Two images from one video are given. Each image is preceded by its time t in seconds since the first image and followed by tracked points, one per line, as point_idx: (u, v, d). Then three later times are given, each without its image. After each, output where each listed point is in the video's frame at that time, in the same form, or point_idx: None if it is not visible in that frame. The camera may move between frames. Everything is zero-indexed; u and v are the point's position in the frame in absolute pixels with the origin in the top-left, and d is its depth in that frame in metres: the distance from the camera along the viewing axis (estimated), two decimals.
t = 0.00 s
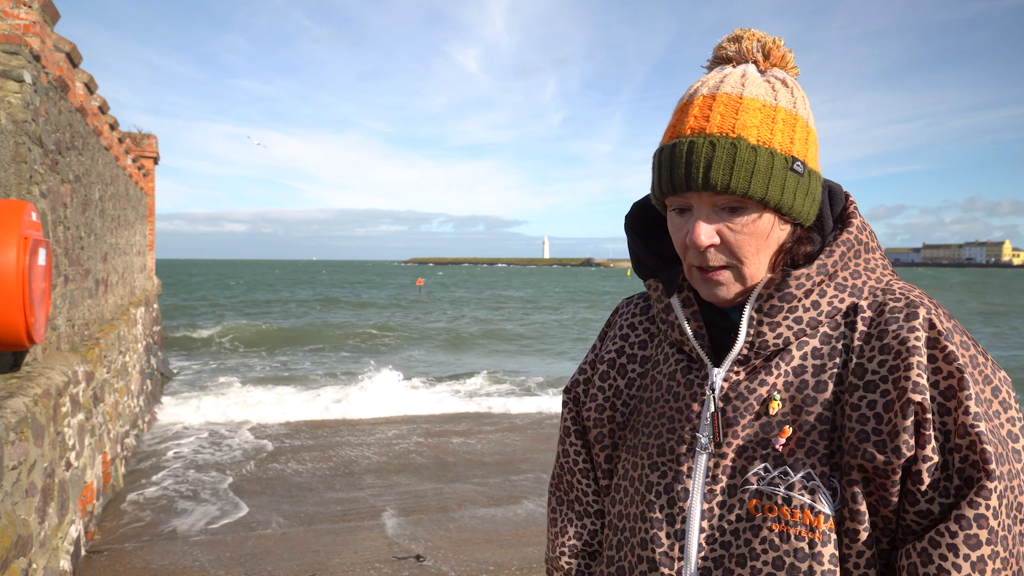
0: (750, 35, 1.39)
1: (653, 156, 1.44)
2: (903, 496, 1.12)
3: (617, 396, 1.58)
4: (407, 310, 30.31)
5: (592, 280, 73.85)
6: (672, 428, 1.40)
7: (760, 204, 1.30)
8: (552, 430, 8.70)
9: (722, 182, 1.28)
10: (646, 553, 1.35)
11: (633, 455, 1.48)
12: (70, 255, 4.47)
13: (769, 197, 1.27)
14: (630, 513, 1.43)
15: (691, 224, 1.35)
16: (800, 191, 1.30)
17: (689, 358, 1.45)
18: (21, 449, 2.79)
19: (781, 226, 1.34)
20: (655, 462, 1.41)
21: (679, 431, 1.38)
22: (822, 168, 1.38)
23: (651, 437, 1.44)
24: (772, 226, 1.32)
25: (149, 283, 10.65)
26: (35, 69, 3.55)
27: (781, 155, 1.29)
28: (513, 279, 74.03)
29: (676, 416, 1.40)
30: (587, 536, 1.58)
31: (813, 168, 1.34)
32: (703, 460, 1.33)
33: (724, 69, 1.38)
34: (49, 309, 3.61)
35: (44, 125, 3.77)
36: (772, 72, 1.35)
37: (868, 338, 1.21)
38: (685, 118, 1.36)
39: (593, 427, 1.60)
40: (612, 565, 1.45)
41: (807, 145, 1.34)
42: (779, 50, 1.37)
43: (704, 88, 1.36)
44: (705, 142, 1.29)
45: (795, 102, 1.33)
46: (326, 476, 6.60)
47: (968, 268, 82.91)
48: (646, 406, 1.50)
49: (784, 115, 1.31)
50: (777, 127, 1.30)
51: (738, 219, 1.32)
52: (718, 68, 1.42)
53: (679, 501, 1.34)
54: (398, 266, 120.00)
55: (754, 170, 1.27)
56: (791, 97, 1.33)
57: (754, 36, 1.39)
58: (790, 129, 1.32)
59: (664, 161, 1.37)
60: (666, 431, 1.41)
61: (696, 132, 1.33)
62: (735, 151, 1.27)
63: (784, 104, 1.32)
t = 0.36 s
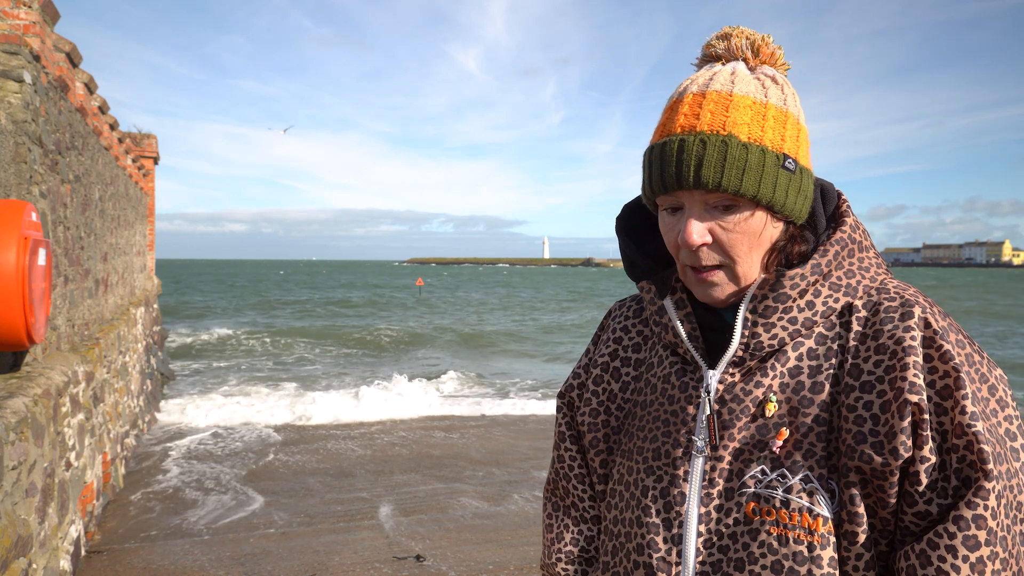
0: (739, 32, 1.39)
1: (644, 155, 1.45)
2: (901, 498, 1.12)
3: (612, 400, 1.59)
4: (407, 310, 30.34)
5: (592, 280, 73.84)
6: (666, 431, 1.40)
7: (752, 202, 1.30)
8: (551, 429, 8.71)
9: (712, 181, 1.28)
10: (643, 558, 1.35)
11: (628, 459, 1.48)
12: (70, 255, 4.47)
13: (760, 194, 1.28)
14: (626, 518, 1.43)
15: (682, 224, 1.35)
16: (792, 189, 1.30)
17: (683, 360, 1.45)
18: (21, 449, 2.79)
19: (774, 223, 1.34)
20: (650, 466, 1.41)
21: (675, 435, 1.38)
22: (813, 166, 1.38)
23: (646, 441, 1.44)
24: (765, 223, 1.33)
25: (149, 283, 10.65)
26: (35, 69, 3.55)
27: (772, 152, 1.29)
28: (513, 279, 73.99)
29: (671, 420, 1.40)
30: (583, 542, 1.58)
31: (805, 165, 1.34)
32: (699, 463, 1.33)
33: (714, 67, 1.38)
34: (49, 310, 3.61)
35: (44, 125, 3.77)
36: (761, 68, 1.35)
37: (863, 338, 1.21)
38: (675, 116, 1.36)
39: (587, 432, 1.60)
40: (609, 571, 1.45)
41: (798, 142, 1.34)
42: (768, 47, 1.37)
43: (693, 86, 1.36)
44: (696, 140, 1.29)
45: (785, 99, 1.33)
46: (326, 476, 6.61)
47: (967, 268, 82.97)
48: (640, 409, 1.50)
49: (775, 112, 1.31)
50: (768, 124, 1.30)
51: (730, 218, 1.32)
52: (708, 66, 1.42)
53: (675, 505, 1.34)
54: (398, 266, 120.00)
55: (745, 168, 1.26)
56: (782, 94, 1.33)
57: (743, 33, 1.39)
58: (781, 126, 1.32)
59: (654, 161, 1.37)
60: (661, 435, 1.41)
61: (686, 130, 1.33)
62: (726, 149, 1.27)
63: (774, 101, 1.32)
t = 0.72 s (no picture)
0: (742, 28, 1.39)
1: (644, 153, 1.44)
2: (904, 502, 1.12)
3: (612, 401, 1.59)
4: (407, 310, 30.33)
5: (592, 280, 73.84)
6: (667, 433, 1.40)
7: (754, 203, 1.30)
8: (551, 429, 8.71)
9: (714, 181, 1.28)
10: (642, 562, 1.35)
11: (628, 460, 1.48)
12: (70, 255, 4.47)
13: (763, 194, 1.27)
14: (626, 521, 1.43)
15: (683, 223, 1.35)
16: (794, 189, 1.30)
17: (683, 362, 1.45)
18: (21, 449, 2.79)
19: (776, 224, 1.34)
20: (651, 469, 1.41)
21: (675, 437, 1.38)
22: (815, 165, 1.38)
23: (646, 442, 1.44)
24: (766, 225, 1.32)
25: (149, 283, 10.65)
26: (34, 69, 3.55)
27: (775, 151, 1.29)
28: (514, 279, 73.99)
29: (671, 422, 1.40)
30: (583, 544, 1.58)
31: (807, 165, 1.34)
32: (700, 466, 1.33)
33: (716, 63, 1.38)
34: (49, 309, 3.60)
35: (44, 125, 3.77)
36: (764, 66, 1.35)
37: (866, 340, 1.21)
38: (676, 114, 1.36)
39: (587, 433, 1.60)
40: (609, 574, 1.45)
41: (801, 140, 1.34)
42: (771, 44, 1.38)
43: (696, 83, 1.36)
44: (698, 139, 1.29)
45: (788, 98, 1.33)
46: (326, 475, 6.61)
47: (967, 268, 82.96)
48: (640, 410, 1.50)
49: (778, 110, 1.31)
50: (771, 122, 1.30)
51: (731, 218, 1.32)
52: (710, 62, 1.42)
53: (676, 508, 1.34)
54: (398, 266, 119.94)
55: (748, 167, 1.26)
56: (784, 92, 1.33)
57: (746, 30, 1.39)
58: (784, 125, 1.32)
59: (656, 159, 1.37)
60: (661, 437, 1.41)
61: (688, 128, 1.33)
62: (728, 148, 1.27)
63: (778, 99, 1.32)
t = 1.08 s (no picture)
0: (748, 26, 1.39)
1: (647, 152, 1.44)
2: (908, 503, 1.12)
3: (614, 401, 1.58)
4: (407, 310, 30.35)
5: (592, 280, 73.82)
6: (669, 433, 1.40)
7: (756, 203, 1.30)
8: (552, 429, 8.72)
9: (716, 180, 1.28)
10: (644, 562, 1.35)
11: (630, 460, 1.48)
12: (70, 255, 4.46)
13: (765, 195, 1.27)
14: (628, 521, 1.43)
15: (685, 223, 1.35)
16: (797, 189, 1.30)
17: (686, 361, 1.45)
18: (21, 449, 2.79)
19: (778, 224, 1.34)
20: (653, 469, 1.41)
21: (677, 437, 1.38)
22: (819, 166, 1.38)
23: (649, 442, 1.44)
24: (769, 224, 1.32)
25: (149, 283, 10.65)
26: (34, 69, 3.55)
27: (778, 151, 1.28)
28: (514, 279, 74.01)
29: (674, 421, 1.40)
30: (584, 544, 1.59)
31: (811, 165, 1.34)
32: (702, 466, 1.32)
33: (721, 62, 1.38)
34: (49, 310, 3.60)
35: (44, 125, 3.77)
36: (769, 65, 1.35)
37: (871, 341, 1.21)
38: (680, 114, 1.36)
39: (589, 433, 1.60)
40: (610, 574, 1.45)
41: (805, 140, 1.33)
42: (777, 43, 1.37)
43: (700, 82, 1.36)
44: (700, 138, 1.29)
45: (793, 97, 1.33)
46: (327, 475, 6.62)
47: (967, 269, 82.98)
48: (643, 410, 1.50)
49: (782, 110, 1.31)
50: (774, 122, 1.30)
51: (732, 218, 1.31)
52: (714, 61, 1.42)
53: (678, 508, 1.34)
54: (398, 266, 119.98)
55: (750, 168, 1.27)
56: (789, 91, 1.33)
57: (752, 28, 1.39)
58: (787, 125, 1.31)
59: (658, 157, 1.37)
60: (663, 437, 1.41)
61: (691, 128, 1.33)
62: (730, 148, 1.27)
63: (782, 98, 1.31)
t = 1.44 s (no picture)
0: (761, 25, 1.39)
1: (654, 150, 1.45)
2: (911, 506, 1.12)
3: (619, 397, 1.58)
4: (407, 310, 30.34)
5: (592, 280, 73.82)
6: (674, 430, 1.40)
7: (760, 204, 1.30)
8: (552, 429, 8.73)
9: (719, 181, 1.28)
10: (647, 558, 1.35)
11: (634, 457, 1.48)
12: (70, 255, 4.46)
13: (768, 196, 1.27)
14: (630, 517, 1.43)
15: (689, 222, 1.36)
16: (802, 190, 1.29)
17: (692, 360, 1.45)
18: (21, 449, 2.79)
19: (784, 226, 1.33)
20: (657, 466, 1.41)
21: (682, 435, 1.38)
22: (828, 166, 1.37)
23: (653, 440, 1.44)
24: (775, 226, 1.32)
25: (149, 283, 10.64)
26: (35, 69, 3.55)
27: (783, 153, 1.29)
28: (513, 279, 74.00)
29: (679, 419, 1.40)
30: (587, 539, 1.59)
31: (819, 166, 1.33)
32: (706, 464, 1.32)
33: (732, 61, 1.38)
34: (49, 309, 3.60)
35: (44, 125, 3.76)
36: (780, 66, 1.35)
37: (876, 342, 1.21)
38: (687, 111, 1.37)
39: (594, 429, 1.60)
40: (612, 569, 1.45)
41: (812, 141, 1.33)
42: (790, 42, 1.37)
43: (708, 81, 1.36)
44: (705, 138, 1.30)
45: (802, 97, 1.32)
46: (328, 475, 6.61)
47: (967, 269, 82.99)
48: (648, 407, 1.50)
49: (789, 111, 1.31)
50: (780, 123, 1.30)
51: (738, 218, 1.31)
52: (727, 59, 1.42)
53: (681, 505, 1.34)
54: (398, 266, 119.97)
55: (753, 168, 1.27)
56: (798, 92, 1.32)
57: (765, 27, 1.39)
58: (794, 126, 1.31)
59: (664, 156, 1.37)
60: (668, 435, 1.41)
61: (697, 126, 1.33)
62: (734, 148, 1.27)
63: (789, 99, 1.31)
